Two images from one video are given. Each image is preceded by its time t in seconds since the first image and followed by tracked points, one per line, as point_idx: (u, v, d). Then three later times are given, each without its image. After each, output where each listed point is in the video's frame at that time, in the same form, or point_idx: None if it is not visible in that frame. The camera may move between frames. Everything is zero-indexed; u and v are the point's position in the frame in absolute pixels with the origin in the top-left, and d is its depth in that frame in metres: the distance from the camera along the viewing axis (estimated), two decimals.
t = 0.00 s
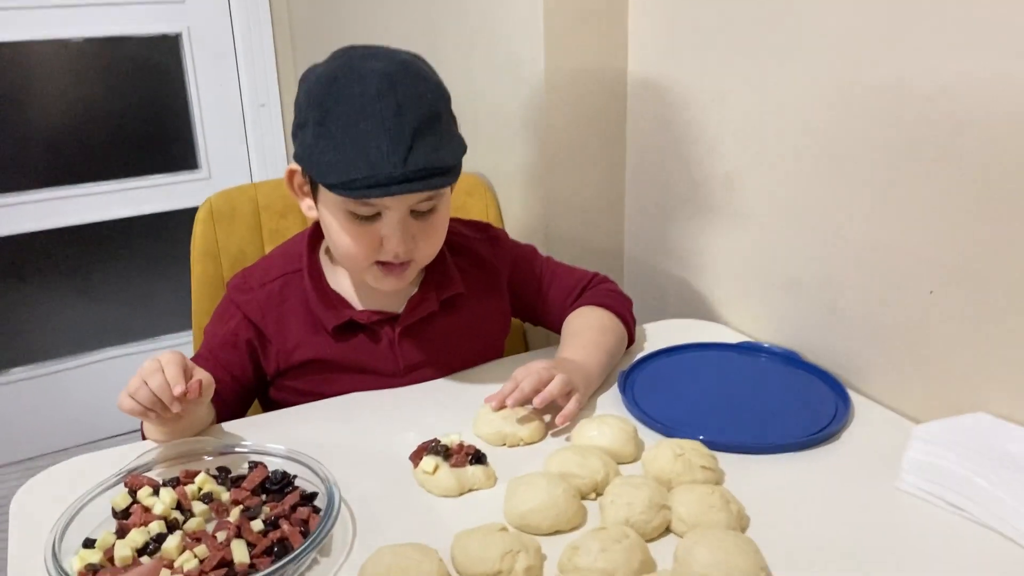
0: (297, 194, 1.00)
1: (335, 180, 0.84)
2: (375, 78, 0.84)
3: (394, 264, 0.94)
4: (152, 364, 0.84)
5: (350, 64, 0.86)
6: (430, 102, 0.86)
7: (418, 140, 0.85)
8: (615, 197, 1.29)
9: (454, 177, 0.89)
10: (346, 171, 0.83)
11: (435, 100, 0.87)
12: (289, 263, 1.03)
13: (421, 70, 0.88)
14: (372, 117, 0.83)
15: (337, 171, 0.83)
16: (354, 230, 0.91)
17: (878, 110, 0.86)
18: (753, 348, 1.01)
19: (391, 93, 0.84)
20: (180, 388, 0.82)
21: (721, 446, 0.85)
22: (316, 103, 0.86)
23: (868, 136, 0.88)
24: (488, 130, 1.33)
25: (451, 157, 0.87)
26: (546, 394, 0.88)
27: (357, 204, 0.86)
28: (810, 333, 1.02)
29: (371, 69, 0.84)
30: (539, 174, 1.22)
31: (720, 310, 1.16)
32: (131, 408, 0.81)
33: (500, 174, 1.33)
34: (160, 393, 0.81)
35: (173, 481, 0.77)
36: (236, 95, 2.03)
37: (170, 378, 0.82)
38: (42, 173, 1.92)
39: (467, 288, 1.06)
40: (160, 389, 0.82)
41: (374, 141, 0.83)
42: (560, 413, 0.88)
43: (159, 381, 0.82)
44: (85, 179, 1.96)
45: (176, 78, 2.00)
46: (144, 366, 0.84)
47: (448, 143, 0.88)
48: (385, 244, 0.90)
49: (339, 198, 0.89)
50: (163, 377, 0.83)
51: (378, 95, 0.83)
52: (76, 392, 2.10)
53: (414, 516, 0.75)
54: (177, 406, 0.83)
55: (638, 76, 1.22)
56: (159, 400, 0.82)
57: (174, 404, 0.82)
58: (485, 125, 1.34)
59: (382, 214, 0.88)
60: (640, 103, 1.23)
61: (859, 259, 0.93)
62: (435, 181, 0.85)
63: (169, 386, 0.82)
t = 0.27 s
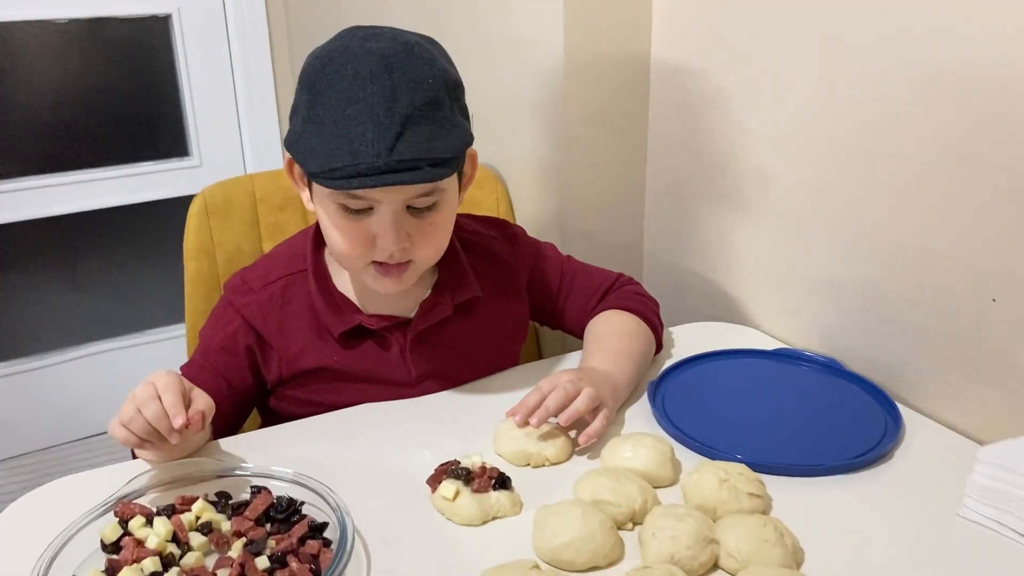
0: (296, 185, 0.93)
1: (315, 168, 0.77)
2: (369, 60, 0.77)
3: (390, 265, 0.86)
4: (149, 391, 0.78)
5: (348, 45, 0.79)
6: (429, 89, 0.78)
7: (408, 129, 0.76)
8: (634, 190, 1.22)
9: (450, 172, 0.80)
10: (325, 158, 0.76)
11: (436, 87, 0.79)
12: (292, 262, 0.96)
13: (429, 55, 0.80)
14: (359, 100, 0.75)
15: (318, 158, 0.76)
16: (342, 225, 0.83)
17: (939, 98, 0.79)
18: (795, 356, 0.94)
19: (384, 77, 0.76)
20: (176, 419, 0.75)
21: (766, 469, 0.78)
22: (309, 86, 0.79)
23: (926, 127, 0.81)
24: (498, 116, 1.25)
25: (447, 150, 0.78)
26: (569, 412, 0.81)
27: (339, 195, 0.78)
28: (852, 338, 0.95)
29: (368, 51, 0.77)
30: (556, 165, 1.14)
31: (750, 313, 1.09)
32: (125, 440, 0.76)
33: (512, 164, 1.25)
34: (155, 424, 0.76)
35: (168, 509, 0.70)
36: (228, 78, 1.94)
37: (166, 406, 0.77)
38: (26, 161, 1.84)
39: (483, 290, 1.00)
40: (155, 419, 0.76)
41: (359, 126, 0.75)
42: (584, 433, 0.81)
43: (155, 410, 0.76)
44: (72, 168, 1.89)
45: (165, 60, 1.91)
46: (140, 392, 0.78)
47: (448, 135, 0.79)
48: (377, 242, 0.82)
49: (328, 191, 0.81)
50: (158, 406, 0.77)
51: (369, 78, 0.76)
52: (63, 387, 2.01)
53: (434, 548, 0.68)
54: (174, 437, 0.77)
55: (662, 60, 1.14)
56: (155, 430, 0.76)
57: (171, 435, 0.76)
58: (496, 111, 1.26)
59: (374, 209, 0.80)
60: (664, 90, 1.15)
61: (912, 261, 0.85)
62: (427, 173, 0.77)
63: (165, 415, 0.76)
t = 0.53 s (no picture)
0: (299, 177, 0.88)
1: (283, 144, 0.73)
2: (358, 38, 0.71)
3: (368, 261, 0.81)
4: (144, 416, 0.74)
5: (346, 23, 0.74)
6: (415, 75, 0.72)
7: (378, 114, 0.70)
8: (652, 184, 1.16)
9: (424, 164, 0.73)
10: (291, 133, 0.72)
11: (425, 74, 0.72)
12: (296, 261, 0.91)
13: (428, 40, 0.74)
14: (335, 78, 0.70)
15: (286, 132, 0.72)
16: (321, 212, 0.78)
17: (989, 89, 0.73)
18: (829, 364, 0.89)
19: (366, 56, 0.70)
20: (175, 451, 0.72)
21: (804, 488, 0.72)
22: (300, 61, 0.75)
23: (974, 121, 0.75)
24: (509, 106, 1.20)
25: (420, 142, 0.71)
26: (595, 419, 0.77)
27: (307, 175, 0.74)
28: (887, 345, 0.89)
29: (360, 28, 0.72)
30: (571, 157, 1.09)
31: (776, 317, 1.04)
32: (117, 469, 0.71)
33: (523, 156, 1.19)
34: (151, 454, 0.72)
35: (161, 531, 0.65)
36: (227, 64, 1.88)
37: (163, 436, 0.73)
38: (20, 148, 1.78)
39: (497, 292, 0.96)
40: (151, 449, 0.72)
41: (326, 104, 0.70)
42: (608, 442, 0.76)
43: (150, 439, 0.72)
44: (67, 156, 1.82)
45: (163, 45, 1.85)
46: (133, 416, 0.74)
47: (427, 126, 0.72)
48: (351, 235, 0.77)
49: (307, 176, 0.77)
50: (154, 434, 0.73)
51: (351, 57, 0.71)
52: (58, 380, 1.95)
53: None
54: (170, 468, 0.73)
55: (684, 47, 1.08)
56: (149, 460, 0.72)
57: (167, 466, 0.73)
58: (507, 100, 1.20)
59: (349, 199, 0.75)
60: (685, 79, 1.09)
61: (955, 265, 0.80)
62: (390, 161, 0.70)
63: (161, 445, 0.73)
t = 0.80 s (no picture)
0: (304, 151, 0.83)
1: (289, 115, 0.69)
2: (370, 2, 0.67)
3: (375, 239, 0.76)
4: (146, 407, 0.70)
5: None
6: (429, 42, 0.67)
7: (390, 82, 0.66)
8: (674, 167, 1.12)
9: (438, 138, 0.68)
10: (297, 101, 0.67)
11: (440, 41, 0.68)
12: (305, 242, 0.87)
13: (444, 7, 0.70)
14: (344, 44, 0.66)
15: (292, 103, 0.68)
16: (330, 192, 0.74)
17: None
18: (866, 356, 0.86)
19: (378, 22, 0.66)
20: (179, 444, 0.67)
21: (843, 486, 0.68)
22: (309, 29, 0.71)
23: None
24: (526, 85, 1.15)
25: (434, 113, 0.67)
26: (632, 405, 0.73)
27: (313, 147, 0.70)
28: (924, 336, 0.85)
29: None
30: (590, 138, 1.04)
31: (805, 306, 0.99)
32: (117, 462, 0.68)
33: (540, 137, 1.15)
34: (153, 447, 0.68)
35: (162, 526, 0.62)
36: (233, 44, 1.84)
37: (165, 429, 0.69)
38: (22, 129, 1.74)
39: (515, 278, 0.92)
40: (151, 442, 0.68)
41: (336, 72, 0.66)
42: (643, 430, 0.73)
43: (151, 431, 0.68)
44: (70, 137, 1.78)
45: (169, 25, 1.80)
46: (135, 406, 0.70)
47: (441, 97, 0.68)
48: (359, 211, 0.73)
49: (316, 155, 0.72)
50: (155, 426, 0.69)
51: (362, 21, 0.66)
52: (61, 365, 1.92)
53: None
54: (174, 461, 0.69)
55: (710, 22, 1.03)
56: (151, 453, 0.68)
57: (171, 460, 0.69)
58: (523, 78, 1.16)
59: (358, 173, 0.71)
60: (711, 56, 1.05)
61: (1000, 252, 0.75)
62: (400, 133, 0.66)
63: (162, 437, 0.68)
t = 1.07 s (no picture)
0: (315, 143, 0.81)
1: (332, 132, 0.66)
2: (398, 3, 0.65)
3: (420, 241, 0.75)
4: (156, 410, 0.68)
5: None
6: (465, 38, 0.66)
7: (437, 88, 0.64)
8: (690, 160, 1.10)
9: (490, 137, 0.68)
10: (342, 120, 0.65)
11: (474, 37, 0.66)
12: (315, 233, 0.86)
13: None
14: (382, 52, 0.64)
15: (334, 120, 0.65)
16: (367, 197, 0.72)
17: None
18: (886, 355, 0.84)
19: (412, 24, 0.64)
20: (190, 448, 0.65)
21: (863, 489, 0.66)
22: (328, 34, 0.67)
23: None
24: (538, 76, 1.13)
25: (484, 114, 0.66)
26: (638, 417, 0.71)
27: (359, 164, 0.67)
28: (945, 335, 0.83)
29: None
30: (604, 131, 1.03)
31: (822, 303, 0.97)
32: (126, 465, 0.65)
33: (553, 129, 1.13)
34: (163, 451, 0.66)
35: (165, 525, 0.60)
36: (243, 33, 1.82)
37: (177, 432, 0.67)
38: (31, 119, 1.73)
39: (527, 272, 0.90)
40: (163, 446, 0.66)
41: (381, 85, 0.63)
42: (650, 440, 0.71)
43: (163, 435, 0.66)
44: (79, 127, 1.77)
45: (178, 13, 1.79)
46: (145, 410, 0.68)
47: (485, 95, 0.67)
48: (405, 216, 0.71)
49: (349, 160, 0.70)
50: (167, 430, 0.67)
51: (395, 25, 0.64)
52: (68, 354, 1.91)
53: None
54: (183, 466, 0.67)
55: (729, 13, 1.01)
56: (162, 457, 0.66)
57: (181, 465, 0.66)
58: (536, 68, 1.14)
59: (400, 178, 0.69)
60: (730, 48, 1.02)
61: None
62: (461, 140, 0.65)
63: (174, 441, 0.66)
